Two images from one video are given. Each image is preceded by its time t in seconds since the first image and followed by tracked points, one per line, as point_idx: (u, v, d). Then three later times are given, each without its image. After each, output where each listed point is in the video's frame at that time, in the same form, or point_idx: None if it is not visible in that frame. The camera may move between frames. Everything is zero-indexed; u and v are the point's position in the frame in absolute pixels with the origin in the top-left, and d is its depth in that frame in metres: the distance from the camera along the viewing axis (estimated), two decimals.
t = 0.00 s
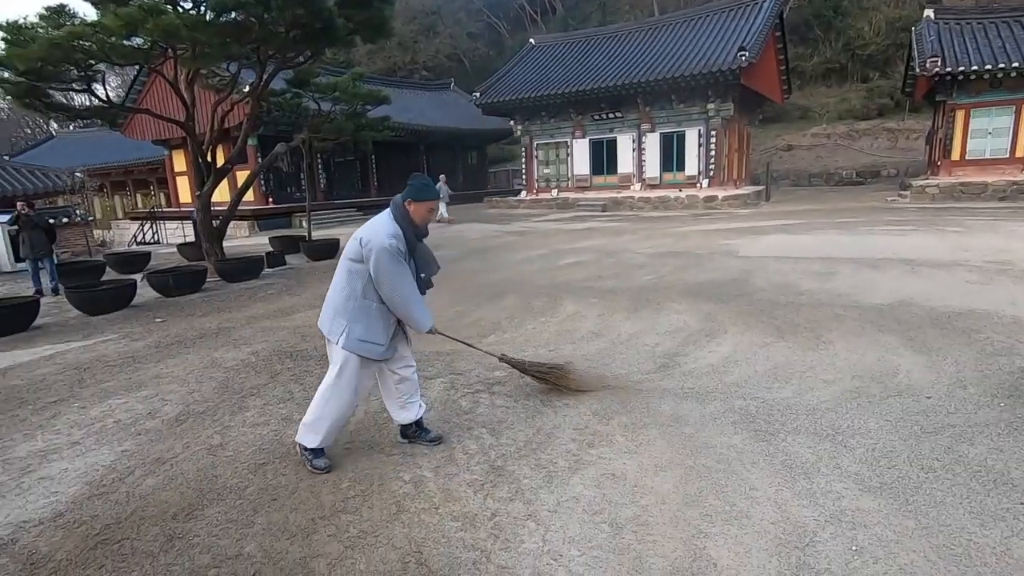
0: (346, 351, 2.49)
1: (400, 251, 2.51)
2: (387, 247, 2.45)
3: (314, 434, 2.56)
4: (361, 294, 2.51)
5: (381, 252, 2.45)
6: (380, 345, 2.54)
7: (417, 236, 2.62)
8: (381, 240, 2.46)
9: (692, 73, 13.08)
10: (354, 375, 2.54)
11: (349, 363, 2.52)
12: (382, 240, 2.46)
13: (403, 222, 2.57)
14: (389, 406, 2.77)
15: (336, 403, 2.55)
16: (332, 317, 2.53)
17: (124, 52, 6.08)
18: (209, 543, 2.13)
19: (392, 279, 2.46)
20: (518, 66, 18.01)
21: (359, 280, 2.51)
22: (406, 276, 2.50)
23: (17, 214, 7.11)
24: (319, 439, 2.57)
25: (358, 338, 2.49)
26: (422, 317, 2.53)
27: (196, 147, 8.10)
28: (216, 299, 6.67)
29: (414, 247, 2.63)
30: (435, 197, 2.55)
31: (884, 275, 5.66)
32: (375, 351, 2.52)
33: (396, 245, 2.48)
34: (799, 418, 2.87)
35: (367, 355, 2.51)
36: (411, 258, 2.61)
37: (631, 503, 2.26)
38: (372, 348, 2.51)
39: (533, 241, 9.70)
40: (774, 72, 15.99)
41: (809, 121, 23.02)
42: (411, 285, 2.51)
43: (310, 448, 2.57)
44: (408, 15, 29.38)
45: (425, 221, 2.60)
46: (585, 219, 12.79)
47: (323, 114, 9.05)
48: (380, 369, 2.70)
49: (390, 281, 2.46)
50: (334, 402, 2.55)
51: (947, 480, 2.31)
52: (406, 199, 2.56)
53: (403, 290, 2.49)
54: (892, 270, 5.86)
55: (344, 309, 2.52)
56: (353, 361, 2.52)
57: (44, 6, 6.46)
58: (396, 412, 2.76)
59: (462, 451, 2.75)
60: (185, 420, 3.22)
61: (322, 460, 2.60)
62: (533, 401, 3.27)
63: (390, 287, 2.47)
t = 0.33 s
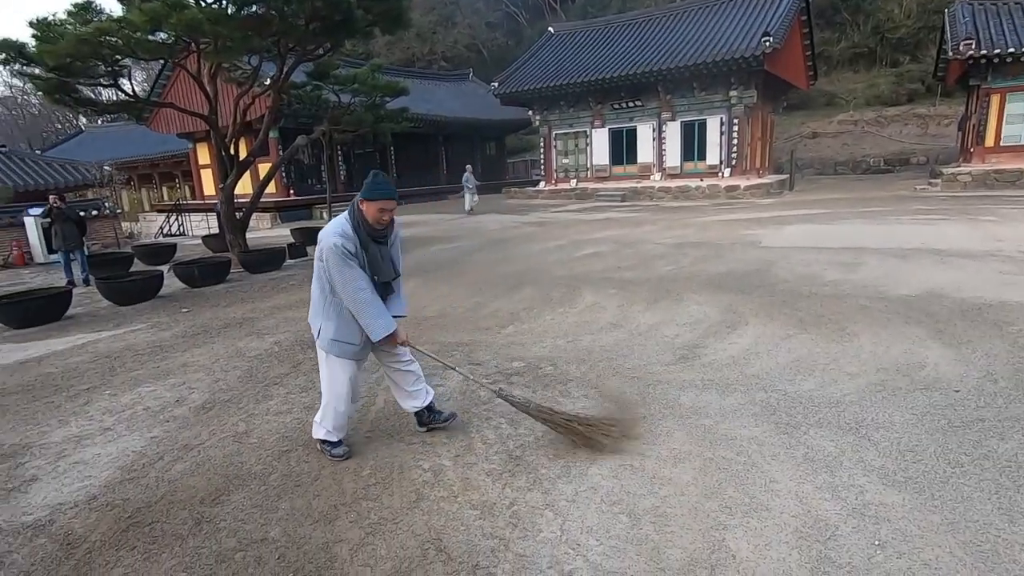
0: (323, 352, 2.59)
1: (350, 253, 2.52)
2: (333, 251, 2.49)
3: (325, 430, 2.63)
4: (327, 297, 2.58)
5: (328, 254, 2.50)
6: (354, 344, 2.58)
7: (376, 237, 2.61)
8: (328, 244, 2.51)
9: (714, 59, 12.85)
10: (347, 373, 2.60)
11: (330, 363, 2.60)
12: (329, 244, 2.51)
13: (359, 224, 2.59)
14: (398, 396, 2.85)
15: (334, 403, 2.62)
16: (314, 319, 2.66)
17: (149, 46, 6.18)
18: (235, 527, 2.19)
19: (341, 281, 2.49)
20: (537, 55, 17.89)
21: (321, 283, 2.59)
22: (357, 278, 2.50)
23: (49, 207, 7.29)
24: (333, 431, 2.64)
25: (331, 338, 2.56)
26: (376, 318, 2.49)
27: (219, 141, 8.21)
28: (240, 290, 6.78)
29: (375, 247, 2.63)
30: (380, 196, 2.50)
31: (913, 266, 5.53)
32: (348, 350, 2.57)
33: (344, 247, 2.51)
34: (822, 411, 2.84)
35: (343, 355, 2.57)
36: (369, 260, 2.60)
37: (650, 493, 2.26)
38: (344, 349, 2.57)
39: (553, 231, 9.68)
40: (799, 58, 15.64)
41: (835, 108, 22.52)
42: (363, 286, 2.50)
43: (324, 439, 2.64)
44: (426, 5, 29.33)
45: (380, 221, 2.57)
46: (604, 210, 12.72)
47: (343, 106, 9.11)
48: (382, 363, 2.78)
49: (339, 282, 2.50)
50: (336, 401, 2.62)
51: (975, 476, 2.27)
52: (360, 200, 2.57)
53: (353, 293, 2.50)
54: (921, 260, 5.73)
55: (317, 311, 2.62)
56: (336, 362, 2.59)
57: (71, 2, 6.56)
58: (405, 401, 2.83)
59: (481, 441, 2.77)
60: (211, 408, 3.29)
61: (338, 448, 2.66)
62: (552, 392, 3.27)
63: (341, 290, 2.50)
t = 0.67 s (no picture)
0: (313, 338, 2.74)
1: (326, 248, 2.55)
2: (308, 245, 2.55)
3: (351, 416, 2.71)
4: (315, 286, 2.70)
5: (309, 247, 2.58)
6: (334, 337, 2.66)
7: (359, 232, 2.57)
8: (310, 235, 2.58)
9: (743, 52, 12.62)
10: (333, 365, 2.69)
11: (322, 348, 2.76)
12: (311, 235, 2.57)
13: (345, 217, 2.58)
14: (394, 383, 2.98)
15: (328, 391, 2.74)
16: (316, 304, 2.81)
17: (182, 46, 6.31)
18: (267, 516, 2.23)
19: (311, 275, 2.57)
20: (562, 50, 17.80)
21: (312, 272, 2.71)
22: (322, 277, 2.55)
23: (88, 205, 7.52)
24: (352, 421, 2.71)
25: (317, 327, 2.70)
26: (330, 319, 2.55)
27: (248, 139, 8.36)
28: (270, 285, 6.90)
29: (360, 243, 2.60)
30: (358, 192, 2.44)
31: (952, 263, 5.37)
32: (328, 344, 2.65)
33: (321, 241, 2.55)
34: (856, 411, 2.78)
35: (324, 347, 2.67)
36: (346, 256, 2.58)
37: (680, 491, 2.24)
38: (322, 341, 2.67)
39: (577, 227, 9.62)
40: (831, 49, 15.27)
41: (868, 100, 21.96)
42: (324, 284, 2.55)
43: (353, 429, 2.72)
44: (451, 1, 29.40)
45: (363, 217, 2.52)
46: (629, 205, 12.61)
47: (369, 103, 9.18)
48: (387, 351, 2.87)
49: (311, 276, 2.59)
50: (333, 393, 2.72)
51: (1020, 481, 2.19)
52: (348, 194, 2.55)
53: (318, 290, 2.57)
54: (961, 257, 5.55)
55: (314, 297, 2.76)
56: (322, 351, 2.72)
57: (109, 4, 6.73)
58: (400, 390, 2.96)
59: (506, 436, 2.78)
60: (243, 399, 3.36)
61: (365, 441, 2.71)
62: (577, 388, 3.26)
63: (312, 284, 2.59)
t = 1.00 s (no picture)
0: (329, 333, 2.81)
1: (354, 247, 2.60)
2: (336, 243, 2.59)
3: (376, 416, 2.71)
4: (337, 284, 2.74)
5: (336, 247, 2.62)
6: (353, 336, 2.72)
7: (388, 234, 2.60)
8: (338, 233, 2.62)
9: (774, 53, 12.40)
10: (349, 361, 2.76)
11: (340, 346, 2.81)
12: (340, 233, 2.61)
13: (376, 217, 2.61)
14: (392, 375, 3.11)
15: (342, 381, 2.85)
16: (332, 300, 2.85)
17: (218, 55, 6.48)
18: (297, 515, 2.26)
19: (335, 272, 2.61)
20: (589, 54, 17.75)
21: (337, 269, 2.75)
22: (347, 276, 2.59)
23: (128, 209, 7.77)
24: (380, 422, 2.72)
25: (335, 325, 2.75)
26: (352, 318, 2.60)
27: (280, 144, 8.53)
28: (300, 287, 7.01)
29: (388, 245, 2.63)
30: (392, 195, 2.48)
31: (996, 269, 5.17)
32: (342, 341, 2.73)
33: (349, 239, 2.59)
34: (894, 422, 2.70)
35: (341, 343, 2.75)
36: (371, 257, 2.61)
37: (710, 499, 2.21)
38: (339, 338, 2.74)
39: (604, 231, 9.57)
40: (866, 49, 14.90)
41: (906, 100, 21.38)
42: (350, 284, 2.60)
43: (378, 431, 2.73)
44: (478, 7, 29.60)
45: (395, 220, 2.56)
46: (657, 209, 12.50)
47: (397, 109, 9.29)
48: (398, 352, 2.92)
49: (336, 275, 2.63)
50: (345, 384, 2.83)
51: None
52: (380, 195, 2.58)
53: (341, 289, 2.61)
54: (1006, 262, 5.35)
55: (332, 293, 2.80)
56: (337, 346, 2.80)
57: (151, 16, 6.95)
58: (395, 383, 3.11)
59: (532, 440, 2.77)
60: (274, 400, 3.42)
61: (395, 444, 2.71)
62: (604, 394, 3.23)
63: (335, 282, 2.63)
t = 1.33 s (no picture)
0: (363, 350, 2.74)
1: (405, 259, 2.68)
2: (388, 255, 2.64)
3: (401, 428, 2.79)
4: (374, 298, 2.73)
5: (384, 260, 2.65)
6: (394, 347, 2.73)
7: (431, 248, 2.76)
8: (386, 247, 2.66)
9: (800, 63, 12.27)
10: (388, 373, 2.77)
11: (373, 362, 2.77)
12: (389, 246, 2.66)
13: (420, 232, 2.75)
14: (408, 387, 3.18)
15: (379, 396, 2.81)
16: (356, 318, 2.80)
17: (250, 75, 6.68)
18: (323, 528, 2.28)
19: (389, 283, 2.62)
20: (612, 67, 17.81)
21: (372, 285, 2.74)
22: (402, 285, 2.63)
23: (164, 223, 7.98)
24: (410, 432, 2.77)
25: (371, 339, 2.71)
26: (409, 325, 2.60)
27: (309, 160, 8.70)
28: (326, 300, 7.12)
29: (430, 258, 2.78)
30: (444, 211, 2.68)
31: None
32: (386, 353, 2.72)
33: (401, 251, 2.66)
34: (931, 442, 2.62)
35: (384, 355, 2.73)
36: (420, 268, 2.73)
37: (738, 520, 2.17)
38: (384, 349, 2.71)
39: (628, 244, 9.53)
40: (897, 57, 14.64)
41: (938, 109, 20.93)
42: (406, 293, 2.63)
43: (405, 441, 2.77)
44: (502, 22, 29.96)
45: (440, 235, 2.75)
46: (681, 221, 12.43)
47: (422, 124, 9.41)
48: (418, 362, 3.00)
49: (386, 287, 2.63)
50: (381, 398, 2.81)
51: None
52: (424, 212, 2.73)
53: (396, 299, 2.62)
54: None
55: (362, 310, 2.76)
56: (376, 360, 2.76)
57: (187, 38, 7.19)
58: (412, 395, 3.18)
59: (556, 456, 2.75)
60: (302, 412, 3.46)
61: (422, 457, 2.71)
62: (629, 409, 3.20)
63: (386, 293, 2.64)
